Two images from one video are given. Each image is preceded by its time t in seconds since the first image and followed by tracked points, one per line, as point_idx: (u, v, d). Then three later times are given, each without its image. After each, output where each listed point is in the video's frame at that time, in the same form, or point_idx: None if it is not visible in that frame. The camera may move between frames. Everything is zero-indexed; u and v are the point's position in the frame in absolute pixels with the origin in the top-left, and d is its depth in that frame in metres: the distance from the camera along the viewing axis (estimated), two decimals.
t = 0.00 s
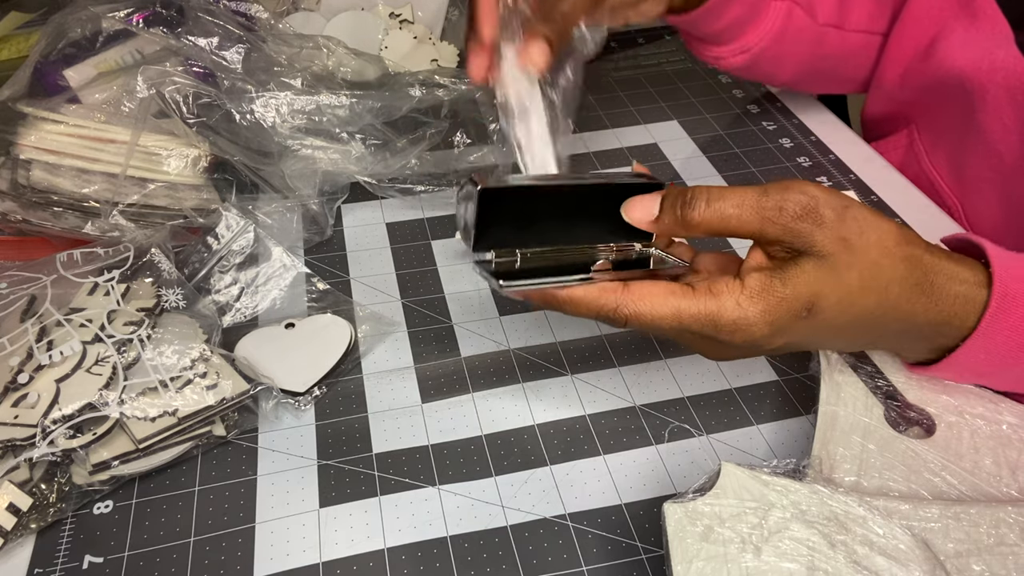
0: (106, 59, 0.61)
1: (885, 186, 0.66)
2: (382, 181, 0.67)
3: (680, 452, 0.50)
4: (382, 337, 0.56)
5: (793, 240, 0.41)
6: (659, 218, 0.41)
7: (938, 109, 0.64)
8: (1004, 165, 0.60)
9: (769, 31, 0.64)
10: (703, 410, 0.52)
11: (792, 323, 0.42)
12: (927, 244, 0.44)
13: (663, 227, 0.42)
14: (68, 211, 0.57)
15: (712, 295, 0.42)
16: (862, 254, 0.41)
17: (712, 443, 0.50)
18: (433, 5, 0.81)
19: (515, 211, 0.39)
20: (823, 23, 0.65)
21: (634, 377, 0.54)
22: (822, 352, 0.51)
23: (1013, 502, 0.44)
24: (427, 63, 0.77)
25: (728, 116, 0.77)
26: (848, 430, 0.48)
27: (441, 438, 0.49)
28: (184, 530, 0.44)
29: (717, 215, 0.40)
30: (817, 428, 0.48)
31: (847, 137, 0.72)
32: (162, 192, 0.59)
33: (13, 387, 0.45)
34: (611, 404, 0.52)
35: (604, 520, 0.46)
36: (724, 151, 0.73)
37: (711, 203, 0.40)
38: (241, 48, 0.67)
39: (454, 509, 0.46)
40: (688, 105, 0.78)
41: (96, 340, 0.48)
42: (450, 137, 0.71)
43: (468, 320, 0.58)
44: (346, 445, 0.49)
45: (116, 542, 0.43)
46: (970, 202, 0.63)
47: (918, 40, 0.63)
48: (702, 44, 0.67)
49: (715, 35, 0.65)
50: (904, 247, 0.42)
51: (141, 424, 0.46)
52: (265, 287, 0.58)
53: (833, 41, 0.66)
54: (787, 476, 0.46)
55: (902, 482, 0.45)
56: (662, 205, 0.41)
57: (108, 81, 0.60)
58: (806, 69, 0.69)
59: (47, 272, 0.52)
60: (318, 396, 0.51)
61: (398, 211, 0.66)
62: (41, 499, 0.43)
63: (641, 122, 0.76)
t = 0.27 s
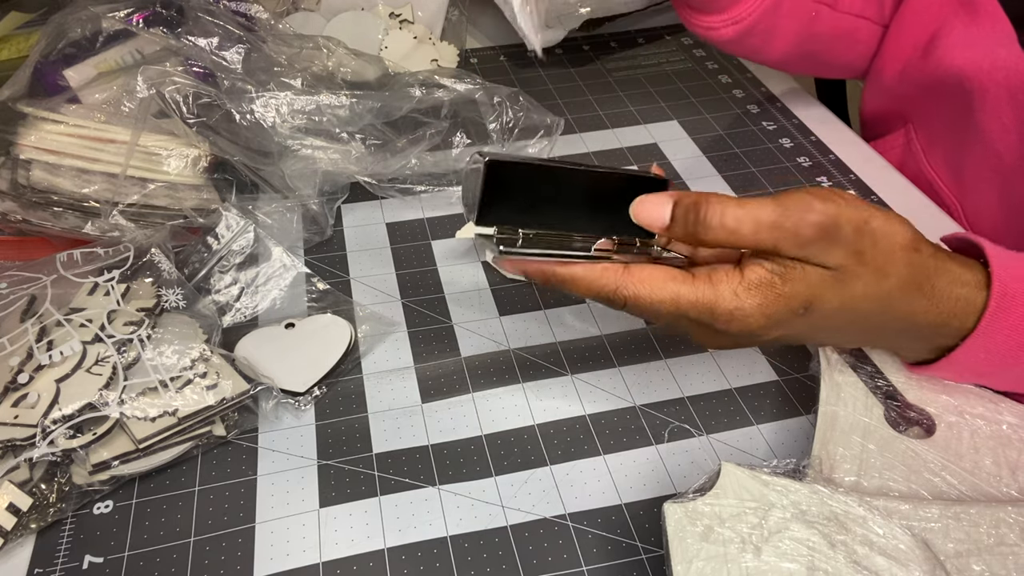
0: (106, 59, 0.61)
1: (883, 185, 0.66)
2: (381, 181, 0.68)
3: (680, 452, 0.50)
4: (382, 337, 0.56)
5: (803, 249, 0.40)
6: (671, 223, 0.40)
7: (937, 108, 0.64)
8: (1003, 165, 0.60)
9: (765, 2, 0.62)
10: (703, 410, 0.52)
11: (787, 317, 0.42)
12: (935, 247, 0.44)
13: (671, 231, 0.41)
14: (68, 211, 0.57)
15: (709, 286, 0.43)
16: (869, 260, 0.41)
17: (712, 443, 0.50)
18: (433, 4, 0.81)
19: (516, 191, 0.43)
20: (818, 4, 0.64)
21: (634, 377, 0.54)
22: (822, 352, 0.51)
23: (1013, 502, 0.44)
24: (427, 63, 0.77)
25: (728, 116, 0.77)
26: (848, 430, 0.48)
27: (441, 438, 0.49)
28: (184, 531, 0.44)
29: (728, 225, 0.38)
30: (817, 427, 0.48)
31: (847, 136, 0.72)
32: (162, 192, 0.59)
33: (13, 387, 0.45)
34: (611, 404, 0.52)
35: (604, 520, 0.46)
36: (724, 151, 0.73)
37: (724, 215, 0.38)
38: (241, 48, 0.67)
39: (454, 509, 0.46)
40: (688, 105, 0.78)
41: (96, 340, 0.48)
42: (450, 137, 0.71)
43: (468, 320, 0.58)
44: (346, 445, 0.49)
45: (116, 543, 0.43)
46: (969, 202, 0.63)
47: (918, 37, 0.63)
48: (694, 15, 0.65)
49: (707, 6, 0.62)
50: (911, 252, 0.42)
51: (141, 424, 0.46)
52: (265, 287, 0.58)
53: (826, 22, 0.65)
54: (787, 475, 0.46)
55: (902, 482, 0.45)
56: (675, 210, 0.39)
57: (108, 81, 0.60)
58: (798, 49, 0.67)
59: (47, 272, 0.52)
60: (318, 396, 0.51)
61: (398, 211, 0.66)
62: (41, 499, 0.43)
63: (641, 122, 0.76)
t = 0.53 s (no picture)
0: (106, 59, 0.61)
1: (883, 185, 0.66)
2: (382, 181, 0.67)
3: (680, 452, 0.50)
4: (382, 337, 0.56)
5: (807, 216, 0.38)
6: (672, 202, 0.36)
7: (938, 109, 0.64)
8: (1005, 166, 0.59)
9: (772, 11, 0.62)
10: (703, 410, 0.52)
11: (829, 300, 0.36)
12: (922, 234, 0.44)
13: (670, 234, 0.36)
14: (68, 211, 0.57)
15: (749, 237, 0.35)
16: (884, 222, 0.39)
17: (712, 443, 0.50)
18: (433, 4, 0.81)
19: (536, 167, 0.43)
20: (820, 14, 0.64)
21: (634, 377, 0.54)
22: (822, 352, 0.51)
23: (1013, 502, 0.44)
24: (427, 63, 0.77)
25: (728, 116, 0.77)
26: (849, 430, 0.48)
27: (441, 438, 0.49)
28: (184, 531, 0.44)
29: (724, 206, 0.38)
30: (817, 428, 0.48)
31: (847, 136, 0.72)
32: (162, 192, 0.59)
33: (13, 387, 0.45)
34: (611, 404, 0.52)
35: (604, 520, 0.46)
36: (724, 151, 0.73)
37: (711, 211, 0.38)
38: (241, 48, 0.67)
39: (454, 509, 0.46)
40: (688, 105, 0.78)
41: (96, 340, 0.48)
42: (450, 137, 0.71)
43: (468, 320, 0.58)
44: (345, 445, 0.49)
45: (116, 542, 0.43)
46: (970, 202, 0.63)
47: (919, 38, 0.63)
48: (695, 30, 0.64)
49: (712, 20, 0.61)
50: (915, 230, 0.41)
51: (141, 424, 0.46)
52: (265, 287, 0.58)
53: (830, 30, 0.65)
54: (787, 476, 0.46)
55: (902, 482, 0.45)
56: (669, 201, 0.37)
57: (108, 81, 0.60)
58: (803, 59, 0.67)
59: (47, 272, 0.52)
60: (318, 396, 0.51)
61: (398, 211, 0.66)
62: (41, 499, 0.43)
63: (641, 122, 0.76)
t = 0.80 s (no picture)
0: (106, 59, 0.61)
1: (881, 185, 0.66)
2: (382, 181, 0.67)
3: (680, 452, 0.50)
4: (382, 337, 0.56)
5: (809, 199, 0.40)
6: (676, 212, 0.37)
7: (940, 108, 0.64)
8: (1005, 166, 0.59)
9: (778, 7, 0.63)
10: (703, 410, 0.52)
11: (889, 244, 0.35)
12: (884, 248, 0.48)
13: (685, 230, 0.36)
14: (68, 211, 0.57)
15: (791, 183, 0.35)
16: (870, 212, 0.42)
17: (712, 443, 0.50)
18: (433, 5, 0.81)
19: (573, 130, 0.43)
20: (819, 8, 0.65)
21: (634, 377, 0.54)
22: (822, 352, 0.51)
23: (1013, 502, 0.44)
24: (427, 63, 0.77)
25: (728, 116, 0.77)
26: (849, 430, 0.48)
27: (440, 438, 0.49)
28: (184, 531, 0.44)
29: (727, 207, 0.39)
30: (817, 428, 0.48)
31: (847, 136, 0.72)
32: (162, 192, 0.59)
33: (13, 387, 0.45)
34: (612, 404, 0.52)
35: (604, 520, 0.46)
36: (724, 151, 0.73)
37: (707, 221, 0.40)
38: (241, 48, 0.67)
39: (454, 509, 0.46)
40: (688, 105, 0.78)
41: (96, 340, 0.48)
42: (450, 137, 0.71)
43: (468, 320, 0.58)
44: (345, 445, 0.49)
45: (116, 543, 0.43)
46: (970, 202, 0.63)
47: (919, 37, 0.63)
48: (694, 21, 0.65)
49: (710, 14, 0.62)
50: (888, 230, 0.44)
51: (141, 424, 0.46)
52: (265, 287, 0.58)
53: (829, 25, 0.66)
54: (787, 476, 0.46)
55: (902, 482, 0.45)
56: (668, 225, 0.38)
57: (108, 81, 0.60)
58: (803, 55, 0.68)
59: (47, 272, 0.52)
60: (318, 396, 0.51)
61: (398, 211, 0.66)
62: (41, 500, 0.43)
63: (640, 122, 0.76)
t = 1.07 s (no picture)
0: (106, 59, 0.61)
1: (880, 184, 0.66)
2: (382, 181, 0.67)
3: (680, 452, 0.50)
4: (382, 337, 0.56)
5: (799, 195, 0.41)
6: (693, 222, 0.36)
7: (941, 106, 0.64)
8: (1005, 165, 0.59)
9: None
10: (703, 410, 0.52)
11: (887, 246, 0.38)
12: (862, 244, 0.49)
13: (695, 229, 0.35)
14: (68, 211, 0.57)
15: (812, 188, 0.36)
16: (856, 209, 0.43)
17: (712, 443, 0.50)
18: (433, 5, 0.81)
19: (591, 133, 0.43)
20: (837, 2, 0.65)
21: (634, 377, 0.54)
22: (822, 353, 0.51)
23: (1013, 502, 0.44)
24: (427, 63, 0.77)
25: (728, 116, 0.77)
26: (849, 430, 0.48)
27: (440, 438, 0.49)
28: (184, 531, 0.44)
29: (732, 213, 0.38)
30: (817, 428, 0.48)
31: (848, 136, 0.72)
32: (163, 192, 0.59)
33: (13, 387, 0.45)
34: (612, 404, 0.52)
35: (604, 520, 0.46)
36: (724, 151, 0.73)
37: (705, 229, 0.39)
38: (241, 49, 0.67)
39: (454, 509, 0.46)
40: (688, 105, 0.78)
41: (96, 340, 0.48)
42: (450, 137, 0.71)
43: (468, 320, 0.58)
44: (345, 445, 0.49)
45: (116, 543, 0.43)
46: (970, 201, 0.63)
47: (922, 35, 0.63)
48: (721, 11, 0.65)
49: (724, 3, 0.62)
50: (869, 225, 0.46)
51: (142, 424, 0.46)
52: (265, 287, 0.58)
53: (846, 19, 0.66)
54: (787, 476, 0.46)
55: (902, 482, 0.45)
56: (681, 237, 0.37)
57: (108, 81, 0.60)
58: (817, 48, 0.68)
59: (47, 272, 0.52)
60: (318, 396, 0.51)
61: (398, 212, 0.66)
62: (41, 499, 0.43)
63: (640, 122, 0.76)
